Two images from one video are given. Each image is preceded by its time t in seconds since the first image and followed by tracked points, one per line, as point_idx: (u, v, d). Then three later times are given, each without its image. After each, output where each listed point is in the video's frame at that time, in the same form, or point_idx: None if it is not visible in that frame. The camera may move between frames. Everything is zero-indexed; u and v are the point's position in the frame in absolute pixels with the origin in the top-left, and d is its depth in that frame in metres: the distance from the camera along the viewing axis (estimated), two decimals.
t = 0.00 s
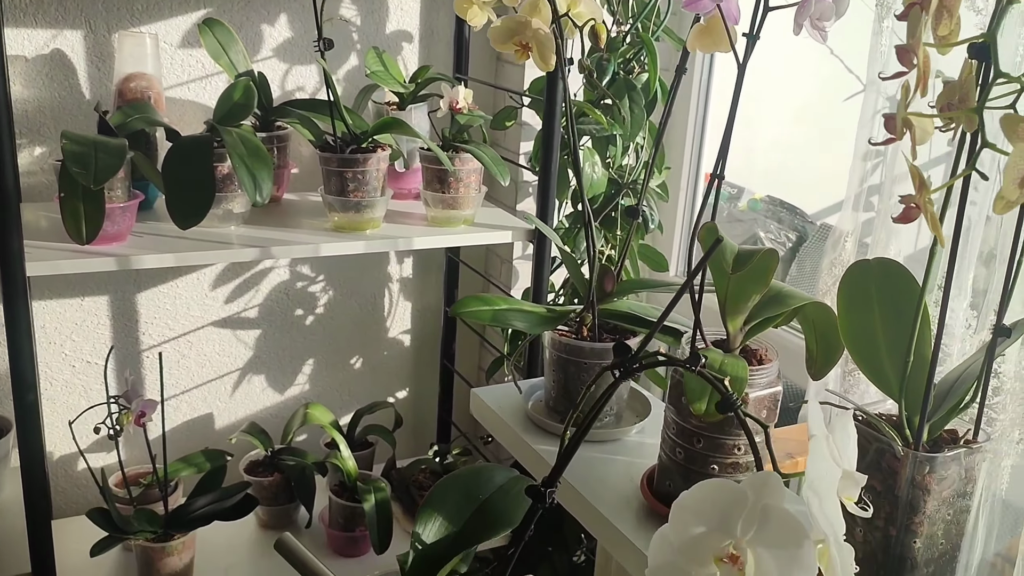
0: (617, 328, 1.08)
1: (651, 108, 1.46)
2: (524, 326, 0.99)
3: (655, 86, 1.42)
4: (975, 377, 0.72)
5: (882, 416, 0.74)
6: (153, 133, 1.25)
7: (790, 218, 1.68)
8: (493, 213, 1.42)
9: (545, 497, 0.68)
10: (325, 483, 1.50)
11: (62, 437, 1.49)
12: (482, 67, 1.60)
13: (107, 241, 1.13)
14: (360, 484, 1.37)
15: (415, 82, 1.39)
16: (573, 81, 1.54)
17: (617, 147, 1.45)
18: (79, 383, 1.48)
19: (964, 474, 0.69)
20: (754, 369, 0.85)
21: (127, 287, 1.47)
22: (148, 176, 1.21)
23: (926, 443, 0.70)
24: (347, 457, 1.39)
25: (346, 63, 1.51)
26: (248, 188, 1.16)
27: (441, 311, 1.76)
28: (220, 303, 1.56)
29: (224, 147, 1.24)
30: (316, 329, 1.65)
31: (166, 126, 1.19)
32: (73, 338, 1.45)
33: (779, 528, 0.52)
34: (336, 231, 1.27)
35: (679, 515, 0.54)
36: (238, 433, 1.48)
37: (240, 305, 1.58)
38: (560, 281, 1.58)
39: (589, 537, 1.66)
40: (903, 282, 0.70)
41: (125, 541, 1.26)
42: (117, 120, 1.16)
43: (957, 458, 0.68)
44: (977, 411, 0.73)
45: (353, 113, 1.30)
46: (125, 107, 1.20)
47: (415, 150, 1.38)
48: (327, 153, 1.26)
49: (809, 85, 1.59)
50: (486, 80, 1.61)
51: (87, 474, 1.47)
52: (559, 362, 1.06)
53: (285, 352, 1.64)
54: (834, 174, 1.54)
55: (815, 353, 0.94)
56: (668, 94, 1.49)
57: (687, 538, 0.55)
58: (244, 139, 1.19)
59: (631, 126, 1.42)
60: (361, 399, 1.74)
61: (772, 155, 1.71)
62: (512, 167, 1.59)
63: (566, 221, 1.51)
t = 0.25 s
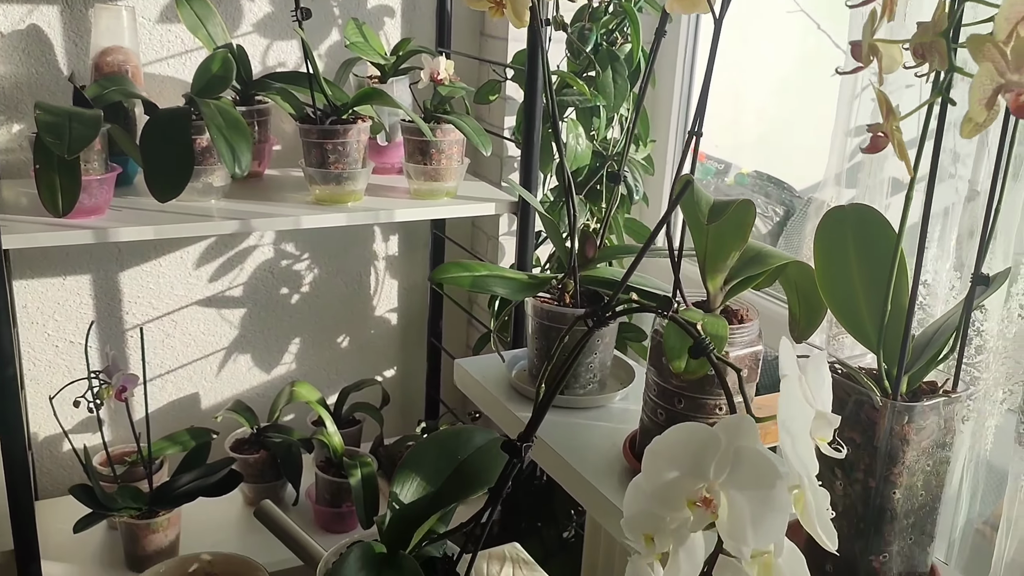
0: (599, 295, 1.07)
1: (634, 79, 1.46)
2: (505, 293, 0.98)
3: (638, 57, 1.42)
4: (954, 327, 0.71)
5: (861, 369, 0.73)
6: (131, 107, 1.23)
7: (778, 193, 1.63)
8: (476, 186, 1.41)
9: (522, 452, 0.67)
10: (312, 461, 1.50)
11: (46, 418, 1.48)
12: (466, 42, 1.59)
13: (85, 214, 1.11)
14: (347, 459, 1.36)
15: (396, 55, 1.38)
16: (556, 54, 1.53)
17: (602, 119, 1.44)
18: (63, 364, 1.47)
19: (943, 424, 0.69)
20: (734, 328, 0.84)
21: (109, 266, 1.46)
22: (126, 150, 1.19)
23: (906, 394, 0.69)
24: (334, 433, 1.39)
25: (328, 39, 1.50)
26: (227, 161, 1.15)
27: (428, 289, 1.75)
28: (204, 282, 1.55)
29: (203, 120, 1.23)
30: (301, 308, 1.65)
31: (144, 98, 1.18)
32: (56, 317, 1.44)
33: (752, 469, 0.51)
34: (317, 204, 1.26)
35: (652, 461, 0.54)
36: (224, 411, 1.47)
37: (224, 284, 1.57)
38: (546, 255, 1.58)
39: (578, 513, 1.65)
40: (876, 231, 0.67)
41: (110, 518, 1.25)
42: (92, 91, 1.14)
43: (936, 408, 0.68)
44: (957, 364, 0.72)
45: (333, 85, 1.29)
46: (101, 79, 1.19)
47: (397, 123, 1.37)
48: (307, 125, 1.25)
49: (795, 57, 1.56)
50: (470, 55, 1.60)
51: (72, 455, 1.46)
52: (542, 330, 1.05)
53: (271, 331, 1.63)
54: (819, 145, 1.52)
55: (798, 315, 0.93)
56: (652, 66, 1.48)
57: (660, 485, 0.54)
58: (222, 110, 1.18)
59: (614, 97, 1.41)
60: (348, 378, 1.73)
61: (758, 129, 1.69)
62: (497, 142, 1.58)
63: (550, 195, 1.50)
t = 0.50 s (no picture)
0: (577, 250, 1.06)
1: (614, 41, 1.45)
2: (479, 246, 0.96)
3: (618, 16, 1.41)
4: (930, 260, 0.70)
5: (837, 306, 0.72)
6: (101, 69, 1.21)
7: (761, 158, 1.56)
8: (454, 149, 1.39)
9: (491, 391, 0.66)
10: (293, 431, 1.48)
11: (22, 390, 1.46)
12: (444, 7, 1.57)
13: (52, 174, 1.09)
14: (326, 427, 1.35)
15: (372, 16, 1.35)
16: (535, 17, 1.51)
17: (582, 80, 1.43)
18: (38, 335, 1.45)
19: (919, 357, 0.68)
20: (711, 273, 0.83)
21: (83, 235, 1.44)
22: (95, 112, 1.17)
23: (882, 328, 0.68)
24: (314, 402, 1.36)
25: (303, 3, 1.47)
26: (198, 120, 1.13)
27: (409, 259, 1.73)
28: (182, 251, 1.53)
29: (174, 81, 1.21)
30: (281, 278, 1.63)
31: (112, 58, 1.16)
32: (30, 288, 1.42)
33: (721, 389, 0.50)
34: (292, 166, 1.24)
35: (620, 384, 0.52)
36: (203, 381, 1.46)
37: (202, 254, 1.55)
38: (528, 221, 1.56)
39: (563, 482, 1.64)
40: (848, 156, 0.67)
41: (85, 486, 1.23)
42: (58, 51, 1.14)
43: (912, 341, 0.67)
44: (933, 298, 0.70)
45: (307, 45, 1.26)
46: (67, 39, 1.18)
47: (373, 85, 1.35)
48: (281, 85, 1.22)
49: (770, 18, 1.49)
50: (449, 19, 1.58)
51: (49, 427, 1.44)
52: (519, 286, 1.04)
53: (251, 302, 1.61)
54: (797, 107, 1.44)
55: (777, 264, 0.91)
56: (632, 27, 1.47)
57: (629, 409, 0.53)
58: (193, 69, 1.16)
59: (595, 58, 1.40)
60: (330, 350, 1.71)
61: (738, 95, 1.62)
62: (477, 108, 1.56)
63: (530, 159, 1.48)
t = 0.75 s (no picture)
0: (560, 215, 1.05)
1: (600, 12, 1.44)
2: (460, 210, 0.94)
3: None
4: (913, 210, 0.69)
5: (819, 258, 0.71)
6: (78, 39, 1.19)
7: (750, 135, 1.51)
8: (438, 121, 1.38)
9: (467, 343, 0.65)
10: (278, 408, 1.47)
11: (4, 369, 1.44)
12: None
13: (28, 143, 1.08)
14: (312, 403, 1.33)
15: None
16: None
17: (568, 51, 1.42)
18: (19, 313, 1.43)
19: (902, 307, 0.67)
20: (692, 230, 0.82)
21: (64, 211, 1.42)
22: (72, 82, 1.15)
23: (865, 277, 0.68)
24: (299, 376, 1.34)
25: None
26: (176, 89, 1.11)
27: (396, 236, 1.72)
28: (165, 228, 1.51)
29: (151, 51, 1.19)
30: (266, 256, 1.61)
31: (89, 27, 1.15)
32: (10, 265, 1.41)
33: (694, 325, 0.49)
34: (273, 136, 1.22)
35: (594, 327, 0.51)
36: (187, 358, 1.44)
37: (186, 231, 1.53)
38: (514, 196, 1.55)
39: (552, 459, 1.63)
40: (828, 96, 0.66)
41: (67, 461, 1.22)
42: (32, 17, 1.13)
43: (895, 289, 0.66)
44: (917, 248, 0.69)
45: (288, 14, 1.25)
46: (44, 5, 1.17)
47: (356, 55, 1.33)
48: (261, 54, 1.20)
49: None
50: None
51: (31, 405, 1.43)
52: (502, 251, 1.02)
53: (235, 280, 1.60)
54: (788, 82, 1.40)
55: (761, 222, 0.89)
56: None
57: (602, 351, 0.51)
58: (170, 38, 1.14)
59: (580, 28, 1.41)
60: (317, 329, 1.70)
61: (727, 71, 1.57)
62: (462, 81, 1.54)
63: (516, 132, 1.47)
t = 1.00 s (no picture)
0: (552, 175, 1.03)
1: None
2: (450, 166, 0.93)
3: None
4: (910, 150, 0.68)
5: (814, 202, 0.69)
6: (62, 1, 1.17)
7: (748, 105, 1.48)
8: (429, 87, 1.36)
9: (455, 287, 0.63)
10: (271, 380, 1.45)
11: None
12: None
13: (11, 104, 1.06)
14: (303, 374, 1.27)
15: None
16: None
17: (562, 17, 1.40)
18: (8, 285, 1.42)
19: (899, 249, 0.65)
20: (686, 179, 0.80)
21: (52, 181, 1.40)
22: (56, 44, 1.14)
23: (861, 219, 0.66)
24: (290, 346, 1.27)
25: None
26: (162, 50, 1.08)
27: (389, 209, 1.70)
28: (155, 199, 1.50)
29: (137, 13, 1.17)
30: (258, 228, 1.59)
31: None
32: None
33: (686, 253, 0.48)
34: (262, 100, 1.20)
35: (581, 258, 0.49)
36: (178, 329, 1.43)
37: (176, 202, 1.51)
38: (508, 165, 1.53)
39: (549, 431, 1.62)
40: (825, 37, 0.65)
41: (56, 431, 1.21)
42: None
43: (892, 230, 0.64)
44: (914, 191, 0.68)
45: None
46: None
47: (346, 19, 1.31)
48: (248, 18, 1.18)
49: None
50: None
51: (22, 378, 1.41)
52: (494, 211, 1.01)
53: (227, 252, 1.58)
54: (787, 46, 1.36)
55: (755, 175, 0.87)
56: None
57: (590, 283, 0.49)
58: None
59: None
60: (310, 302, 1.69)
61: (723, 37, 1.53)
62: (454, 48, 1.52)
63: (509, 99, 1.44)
